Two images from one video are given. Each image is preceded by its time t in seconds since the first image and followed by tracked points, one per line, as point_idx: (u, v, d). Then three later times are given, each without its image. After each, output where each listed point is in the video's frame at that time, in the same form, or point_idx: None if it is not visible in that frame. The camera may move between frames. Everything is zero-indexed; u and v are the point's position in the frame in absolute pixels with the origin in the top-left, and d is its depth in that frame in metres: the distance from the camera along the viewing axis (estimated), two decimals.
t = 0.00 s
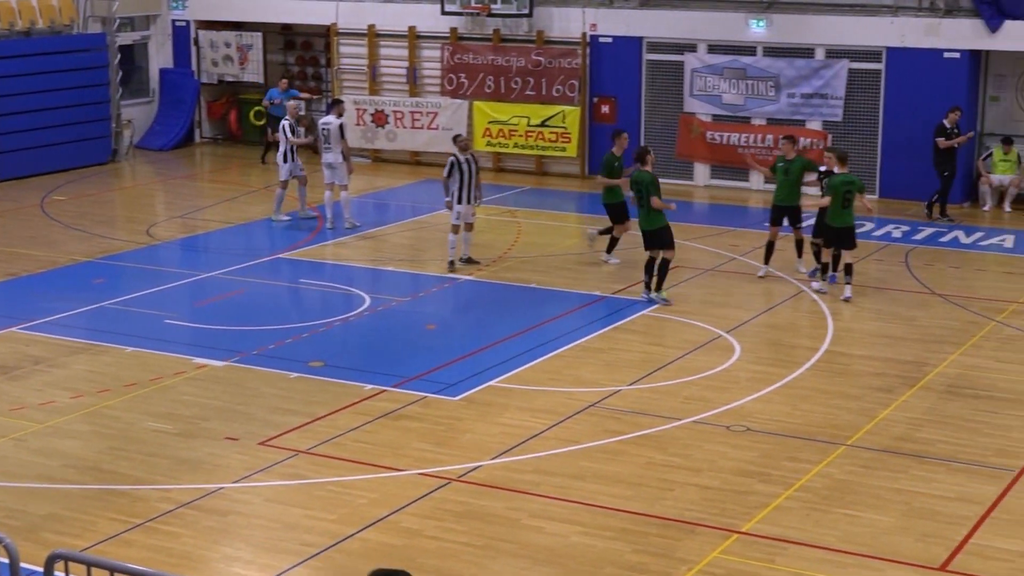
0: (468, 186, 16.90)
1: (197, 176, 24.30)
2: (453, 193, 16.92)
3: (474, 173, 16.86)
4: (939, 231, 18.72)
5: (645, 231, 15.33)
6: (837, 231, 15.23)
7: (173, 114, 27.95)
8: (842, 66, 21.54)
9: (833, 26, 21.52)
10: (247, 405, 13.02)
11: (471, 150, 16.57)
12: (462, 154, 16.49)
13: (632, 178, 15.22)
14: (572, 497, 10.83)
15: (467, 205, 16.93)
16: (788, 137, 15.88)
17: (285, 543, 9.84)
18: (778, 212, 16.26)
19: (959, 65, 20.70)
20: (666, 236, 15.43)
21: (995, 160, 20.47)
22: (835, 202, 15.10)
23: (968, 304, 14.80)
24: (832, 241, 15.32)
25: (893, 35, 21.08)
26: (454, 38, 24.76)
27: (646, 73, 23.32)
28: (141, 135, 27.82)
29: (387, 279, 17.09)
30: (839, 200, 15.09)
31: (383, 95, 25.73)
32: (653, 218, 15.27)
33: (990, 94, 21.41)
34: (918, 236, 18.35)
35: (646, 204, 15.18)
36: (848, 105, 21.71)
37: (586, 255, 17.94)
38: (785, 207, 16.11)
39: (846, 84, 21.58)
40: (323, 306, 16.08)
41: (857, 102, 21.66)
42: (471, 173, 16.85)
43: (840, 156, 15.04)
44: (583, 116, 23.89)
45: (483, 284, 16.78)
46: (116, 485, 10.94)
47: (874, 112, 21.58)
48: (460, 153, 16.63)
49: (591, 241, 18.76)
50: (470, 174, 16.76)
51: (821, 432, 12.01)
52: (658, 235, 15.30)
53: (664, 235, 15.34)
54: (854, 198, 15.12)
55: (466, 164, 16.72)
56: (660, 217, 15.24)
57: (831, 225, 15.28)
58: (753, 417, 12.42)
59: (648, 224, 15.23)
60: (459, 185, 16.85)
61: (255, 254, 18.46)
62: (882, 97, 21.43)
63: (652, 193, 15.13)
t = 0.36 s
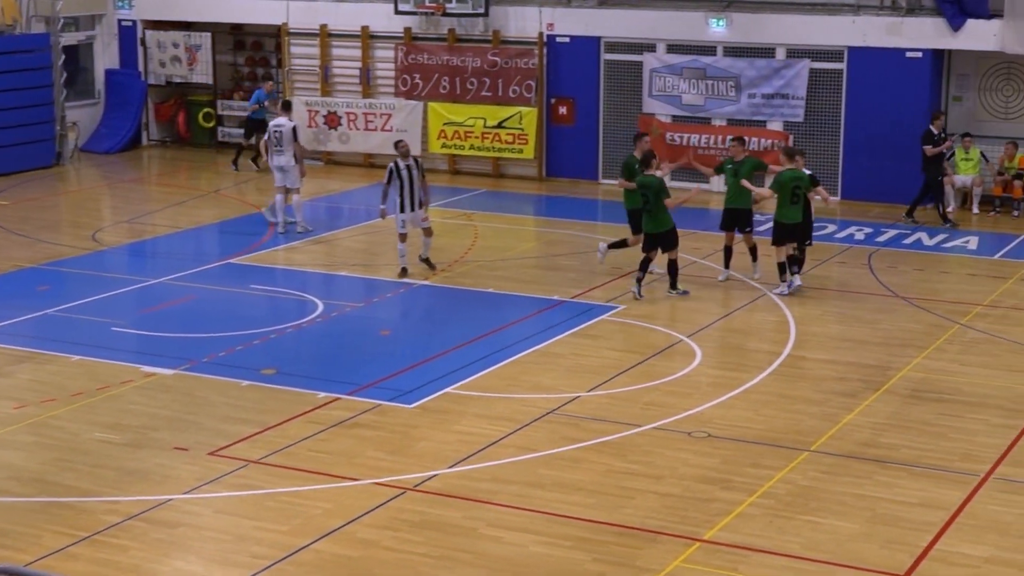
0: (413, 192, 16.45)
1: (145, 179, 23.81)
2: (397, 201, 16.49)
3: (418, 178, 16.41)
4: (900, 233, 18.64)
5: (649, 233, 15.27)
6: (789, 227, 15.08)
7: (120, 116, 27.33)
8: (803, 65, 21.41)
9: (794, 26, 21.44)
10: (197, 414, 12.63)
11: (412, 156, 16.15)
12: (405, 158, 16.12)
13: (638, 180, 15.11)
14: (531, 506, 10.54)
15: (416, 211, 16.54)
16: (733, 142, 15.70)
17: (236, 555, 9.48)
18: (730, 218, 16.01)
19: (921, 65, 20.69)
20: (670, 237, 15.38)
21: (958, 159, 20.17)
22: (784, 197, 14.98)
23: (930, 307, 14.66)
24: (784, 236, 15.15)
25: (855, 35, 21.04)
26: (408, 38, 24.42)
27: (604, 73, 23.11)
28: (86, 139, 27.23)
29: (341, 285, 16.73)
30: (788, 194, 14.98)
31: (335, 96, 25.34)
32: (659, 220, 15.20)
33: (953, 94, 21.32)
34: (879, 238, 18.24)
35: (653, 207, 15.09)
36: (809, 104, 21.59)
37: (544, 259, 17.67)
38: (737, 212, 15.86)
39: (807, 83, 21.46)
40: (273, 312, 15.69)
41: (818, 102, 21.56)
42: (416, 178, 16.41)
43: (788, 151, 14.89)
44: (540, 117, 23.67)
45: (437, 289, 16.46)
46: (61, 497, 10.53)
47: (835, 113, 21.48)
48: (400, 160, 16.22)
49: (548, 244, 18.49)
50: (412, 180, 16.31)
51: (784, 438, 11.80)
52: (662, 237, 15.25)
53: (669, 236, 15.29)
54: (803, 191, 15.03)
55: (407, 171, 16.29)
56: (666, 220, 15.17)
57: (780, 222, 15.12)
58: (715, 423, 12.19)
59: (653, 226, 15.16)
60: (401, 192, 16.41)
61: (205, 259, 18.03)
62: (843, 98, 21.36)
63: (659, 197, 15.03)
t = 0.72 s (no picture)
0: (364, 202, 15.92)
1: (93, 183, 23.22)
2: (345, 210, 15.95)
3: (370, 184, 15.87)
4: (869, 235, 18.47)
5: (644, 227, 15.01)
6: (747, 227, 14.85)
7: (67, 117, 26.78)
8: (771, 64, 21.19)
9: (761, 23, 21.17)
10: (148, 425, 12.14)
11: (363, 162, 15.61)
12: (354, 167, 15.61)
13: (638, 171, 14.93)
14: (494, 517, 10.15)
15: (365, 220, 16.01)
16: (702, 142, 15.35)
17: (187, 572, 9.04)
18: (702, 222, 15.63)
19: (892, 64, 20.50)
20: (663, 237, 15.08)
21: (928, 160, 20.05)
22: (746, 197, 14.67)
23: (903, 312, 14.41)
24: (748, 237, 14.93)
25: (824, 33, 20.79)
26: (366, 37, 23.98)
27: (566, 72, 22.76)
28: (32, 140, 26.61)
29: (297, 290, 16.27)
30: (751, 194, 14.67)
31: (290, 96, 24.81)
32: (655, 216, 14.93)
33: (924, 94, 21.27)
34: (849, 241, 18.01)
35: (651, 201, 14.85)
36: (777, 104, 21.37)
37: (506, 263, 17.29)
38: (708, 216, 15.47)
39: (775, 83, 21.24)
40: (227, 320, 15.22)
41: (786, 102, 21.34)
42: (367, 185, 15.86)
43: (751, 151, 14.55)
44: (502, 117, 23.32)
45: (398, 294, 16.04)
46: (4, 513, 10.03)
47: (805, 114, 21.24)
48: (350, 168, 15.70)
49: (510, 248, 18.12)
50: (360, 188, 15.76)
51: (754, 446, 11.48)
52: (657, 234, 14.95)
53: (661, 235, 15.01)
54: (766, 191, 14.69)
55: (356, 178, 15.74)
56: (662, 216, 14.89)
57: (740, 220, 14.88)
58: (683, 431, 11.85)
59: (648, 220, 14.90)
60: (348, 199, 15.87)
61: (156, 265, 17.51)
62: (812, 98, 21.12)
63: (658, 190, 14.82)
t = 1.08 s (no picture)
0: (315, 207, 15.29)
1: (42, 186, 22.57)
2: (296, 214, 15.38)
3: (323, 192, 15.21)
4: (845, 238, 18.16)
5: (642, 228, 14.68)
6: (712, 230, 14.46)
7: (13, 117, 26.10)
8: (743, 62, 20.88)
9: (732, 19, 20.85)
10: (98, 437, 11.61)
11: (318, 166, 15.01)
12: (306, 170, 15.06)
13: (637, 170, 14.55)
14: (460, 531, 9.70)
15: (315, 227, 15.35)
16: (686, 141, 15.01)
17: None
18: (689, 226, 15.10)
19: (868, 61, 20.18)
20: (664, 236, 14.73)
21: (907, 161, 19.83)
22: (711, 198, 14.34)
23: (882, 317, 14.08)
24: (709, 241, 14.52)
25: (798, 30, 20.46)
26: (324, 34, 23.51)
27: (532, 70, 22.35)
28: None
29: (255, 297, 15.75)
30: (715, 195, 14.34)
31: (246, 96, 24.27)
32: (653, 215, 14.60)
33: (901, 92, 21.05)
34: (826, 244, 17.70)
35: (648, 201, 14.52)
36: (750, 103, 21.05)
37: (471, 268, 16.85)
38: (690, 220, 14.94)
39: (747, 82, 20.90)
40: (183, 327, 14.69)
41: (759, 101, 21.02)
42: (320, 193, 15.22)
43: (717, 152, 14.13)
44: (466, 117, 22.91)
45: (360, 301, 15.55)
46: None
47: (779, 113, 20.93)
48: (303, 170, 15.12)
49: (475, 252, 17.66)
50: (310, 194, 15.13)
51: (728, 456, 11.08)
52: (655, 234, 14.63)
53: (658, 237, 14.66)
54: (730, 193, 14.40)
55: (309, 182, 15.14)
56: (659, 218, 14.55)
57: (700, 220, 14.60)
58: (655, 441, 11.44)
59: (645, 220, 14.60)
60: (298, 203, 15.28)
61: (107, 271, 16.94)
62: (786, 97, 20.80)
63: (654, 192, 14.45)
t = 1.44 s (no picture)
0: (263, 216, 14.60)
1: None
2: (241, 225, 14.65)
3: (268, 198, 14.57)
4: (822, 242, 17.81)
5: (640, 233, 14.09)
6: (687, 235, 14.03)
7: None
8: (718, 60, 20.57)
9: (705, 15, 20.50)
10: (47, 451, 11.07)
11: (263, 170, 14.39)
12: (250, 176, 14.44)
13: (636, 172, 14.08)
14: (426, 547, 9.24)
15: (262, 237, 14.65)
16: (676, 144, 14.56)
17: None
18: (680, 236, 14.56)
19: (846, 59, 19.79)
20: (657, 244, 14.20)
21: (884, 163, 19.85)
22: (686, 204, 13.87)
23: (861, 323, 13.72)
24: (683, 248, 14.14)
25: (774, 27, 20.12)
26: (283, 31, 23.04)
27: (500, 69, 21.93)
28: None
29: (214, 304, 15.22)
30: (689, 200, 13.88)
31: (202, 95, 23.75)
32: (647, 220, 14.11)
33: (881, 90, 20.74)
34: (803, 247, 17.35)
35: (641, 204, 14.04)
36: (724, 102, 20.72)
37: (436, 274, 16.38)
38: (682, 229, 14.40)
39: (722, 80, 20.59)
40: (139, 335, 14.16)
41: (734, 100, 20.70)
42: (264, 200, 14.58)
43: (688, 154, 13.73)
44: (430, 117, 22.45)
45: (323, 308, 15.04)
46: None
47: (754, 112, 20.58)
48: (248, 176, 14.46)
49: (440, 257, 17.19)
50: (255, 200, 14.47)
51: (703, 468, 10.65)
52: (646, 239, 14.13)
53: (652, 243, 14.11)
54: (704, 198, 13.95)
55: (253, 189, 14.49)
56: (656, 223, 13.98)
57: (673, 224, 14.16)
58: (628, 452, 11.00)
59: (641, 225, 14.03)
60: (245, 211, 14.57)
61: (59, 277, 16.35)
62: (762, 95, 20.45)
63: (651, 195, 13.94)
